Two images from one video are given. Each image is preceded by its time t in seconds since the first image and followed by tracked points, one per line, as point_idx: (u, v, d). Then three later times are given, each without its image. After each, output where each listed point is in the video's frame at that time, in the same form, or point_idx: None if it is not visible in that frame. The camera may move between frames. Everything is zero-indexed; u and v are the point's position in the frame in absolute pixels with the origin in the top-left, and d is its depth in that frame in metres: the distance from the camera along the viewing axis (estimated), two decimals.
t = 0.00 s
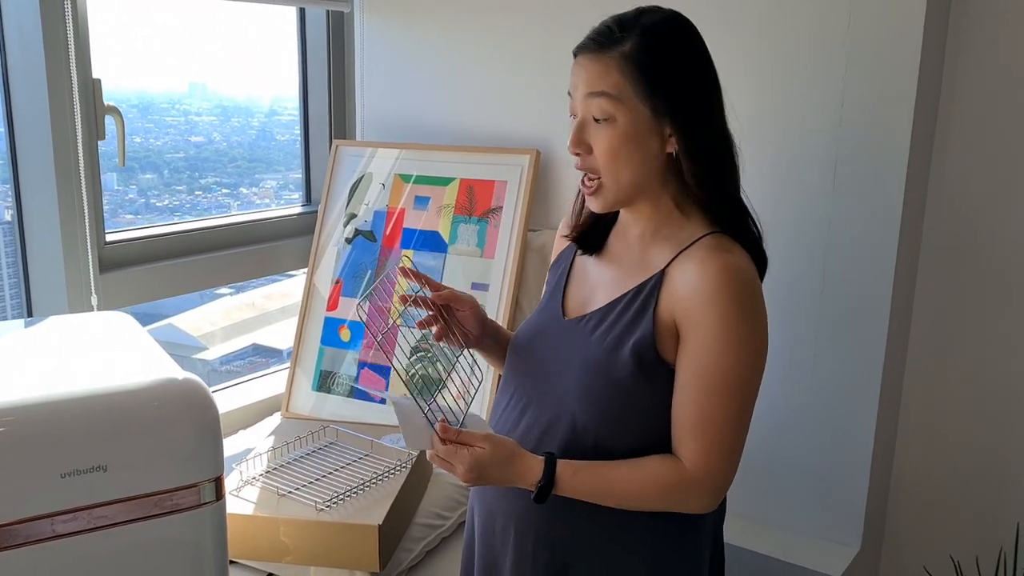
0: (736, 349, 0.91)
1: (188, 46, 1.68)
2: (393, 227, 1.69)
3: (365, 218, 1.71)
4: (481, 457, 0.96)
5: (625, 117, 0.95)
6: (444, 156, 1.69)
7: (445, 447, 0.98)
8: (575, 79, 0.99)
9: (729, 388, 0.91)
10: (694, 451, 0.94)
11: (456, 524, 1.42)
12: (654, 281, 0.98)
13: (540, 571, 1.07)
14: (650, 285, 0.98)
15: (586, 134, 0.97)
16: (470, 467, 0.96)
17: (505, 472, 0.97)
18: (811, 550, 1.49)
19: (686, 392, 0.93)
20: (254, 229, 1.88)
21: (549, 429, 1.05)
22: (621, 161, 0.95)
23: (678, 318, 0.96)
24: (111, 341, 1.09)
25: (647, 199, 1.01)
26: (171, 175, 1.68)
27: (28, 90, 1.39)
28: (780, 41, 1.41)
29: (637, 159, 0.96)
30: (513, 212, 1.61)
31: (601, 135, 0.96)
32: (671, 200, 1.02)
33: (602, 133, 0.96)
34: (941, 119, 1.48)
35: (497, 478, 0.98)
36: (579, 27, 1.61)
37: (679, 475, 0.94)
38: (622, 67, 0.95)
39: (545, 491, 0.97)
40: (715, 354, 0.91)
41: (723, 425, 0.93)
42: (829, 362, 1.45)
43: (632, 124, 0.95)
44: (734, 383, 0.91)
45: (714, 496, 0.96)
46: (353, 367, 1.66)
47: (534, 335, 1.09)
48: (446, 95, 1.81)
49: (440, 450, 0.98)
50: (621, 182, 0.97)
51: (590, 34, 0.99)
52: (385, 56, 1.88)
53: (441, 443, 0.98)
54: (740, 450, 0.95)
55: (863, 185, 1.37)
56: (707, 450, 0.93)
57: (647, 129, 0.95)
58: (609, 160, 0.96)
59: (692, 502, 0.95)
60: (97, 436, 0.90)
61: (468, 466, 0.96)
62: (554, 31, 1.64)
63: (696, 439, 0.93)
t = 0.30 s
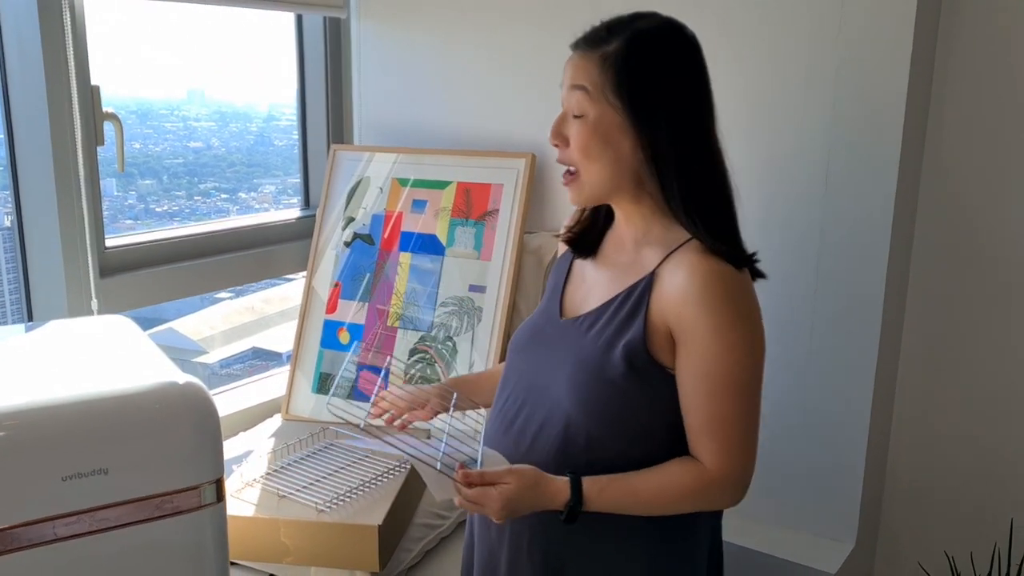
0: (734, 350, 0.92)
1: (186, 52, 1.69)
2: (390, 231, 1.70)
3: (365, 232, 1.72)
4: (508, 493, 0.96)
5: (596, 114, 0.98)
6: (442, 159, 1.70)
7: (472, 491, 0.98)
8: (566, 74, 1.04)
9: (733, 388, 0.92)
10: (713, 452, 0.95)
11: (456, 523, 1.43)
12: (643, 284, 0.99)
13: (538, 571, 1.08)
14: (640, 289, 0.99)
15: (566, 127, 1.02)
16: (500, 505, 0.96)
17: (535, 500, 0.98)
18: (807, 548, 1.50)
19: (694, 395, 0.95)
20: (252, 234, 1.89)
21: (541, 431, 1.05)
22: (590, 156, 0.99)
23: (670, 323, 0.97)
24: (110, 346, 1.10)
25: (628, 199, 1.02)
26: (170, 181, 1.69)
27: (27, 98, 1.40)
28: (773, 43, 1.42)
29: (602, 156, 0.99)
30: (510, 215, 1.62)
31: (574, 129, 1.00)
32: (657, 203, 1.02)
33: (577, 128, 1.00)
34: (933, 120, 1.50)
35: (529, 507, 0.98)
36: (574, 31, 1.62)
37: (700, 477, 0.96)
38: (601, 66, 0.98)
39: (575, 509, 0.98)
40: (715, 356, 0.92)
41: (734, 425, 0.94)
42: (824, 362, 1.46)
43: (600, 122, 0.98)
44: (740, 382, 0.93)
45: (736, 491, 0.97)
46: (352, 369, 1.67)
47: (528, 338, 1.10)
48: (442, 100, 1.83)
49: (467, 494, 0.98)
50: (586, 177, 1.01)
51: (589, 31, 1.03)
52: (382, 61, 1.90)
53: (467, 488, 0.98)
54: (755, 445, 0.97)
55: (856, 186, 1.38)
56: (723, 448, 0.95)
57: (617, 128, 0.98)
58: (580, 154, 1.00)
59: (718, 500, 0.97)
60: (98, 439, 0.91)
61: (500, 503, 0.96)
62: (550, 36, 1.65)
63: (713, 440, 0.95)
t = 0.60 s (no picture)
0: (741, 349, 0.92)
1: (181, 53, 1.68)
2: (388, 233, 1.70)
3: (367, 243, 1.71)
4: (524, 516, 0.94)
5: (639, 111, 0.96)
6: (439, 161, 1.69)
7: (487, 519, 0.95)
8: (595, 64, 1.00)
9: (743, 388, 0.92)
10: (723, 453, 0.95)
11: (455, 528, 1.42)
12: (642, 286, 0.99)
13: None
14: (638, 291, 0.99)
15: (597, 119, 0.98)
16: (517, 529, 0.94)
17: (550, 517, 0.96)
18: (807, 550, 1.49)
19: (703, 397, 0.94)
20: (249, 236, 1.88)
21: (540, 435, 1.04)
22: (627, 152, 0.97)
23: (673, 325, 0.96)
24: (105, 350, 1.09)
25: (641, 198, 1.01)
26: (166, 183, 1.68)
27: (22, 100, 1.39)
28: (771, 43, 1.42)
29: (639, 153, 0.97)
30: (508, 216, 1.61)
31: (610, 122, 0.97)
32: (662, 203, 1.02)
33: (616, 122, 0.97)
34: (933, 120, 1.49)
35: (546, 525, 0.96)
36: (572, 32, 1.62)
37: (712, 479, 0.95)
38: (647, 62, 0.96)
39: (591, 522, 0.97)
40: (723, 356, 0.92)
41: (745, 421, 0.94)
42: (824, 363, 1.46)
43: (643, 118, 0.96)
44: (747, 381, 0.93)
45: (746, 491, 0.97)
46: (350, 372, 1.67)
47: (525, 342, 1.09)
48: (440, 101, 1.82)
49: (482, 522, 0.96)
50: (616, 172, 0.98)
51: (619, 25, 1.00)
52: (379, 63, 1.89)
53: (481, 516, 0.96)
54: (763, 445, 0.96)
55: (855, 186, 1.38)
56: (734, 449, 0.95)
57: (658, 126, 0.97)
58: (616, 148, 0.97)
59: (731, 500, 0.97)
60: (94, 445, 0.90)
61: (517, 527, 0.94)
62: (548, 37, 1.65)
63: (724, 440, 0.95)
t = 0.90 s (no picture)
0: (747, 354, 0.93)
1: (180, 55, 1.68)
2: (387, 237, 1.69)
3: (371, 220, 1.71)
4: (535, 523, 0.92)
5: (666, 118, 0.96)
6: (438, 166, 1.69)
7: (498, 528, 0.92)
8: (619, 66, 0.98)
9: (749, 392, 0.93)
10: (728, 459, 0.95)
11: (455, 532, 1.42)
12: (646, 293, 0.99)
13: None
14: (642, 297, 0.99)
15: (622, 122, 0.96)
16: (528, 537, 0.92)
17: (557, 524, 0.95)
18: (807, 554, 1.49)
19: (710, 403, 0.94)
20: (248, 239, 1.88)
21: (544, 441, 1.04)
22: (652, 158, 0.96)
23: (678, 331, 0.96)
24: (104, 356, 1.09)
25: (652, 203, 1.01)
26: (165, 185, 1.68)
27: (20, 104, 1.39)
28: (771, 45, 1.42)
29: (662, 159, 0.96)
30: (507, 221, 1.62)
31: (637, 127, 0.96)
32: (668, 207, 1.03)
33: (643, 127, 0.96)
34: (932, 123, 1.49)
35: (552, 532, 0.95)
36: (571, 34, 1.62)
37: (717, 484, 0.95)
38: (676, 69, 0.96)
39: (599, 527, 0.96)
40: (729, 361, 0.92)
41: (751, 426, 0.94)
42: (824, 366, 1.46)
43: (670, 126, 0.96)
44: (753, 386, 0.93)
45: (749, 496, 0.97)
46: (350, 377, 1.67)
47: (525, 348, 1.08)
48: (440, 103, 1.82)
49: (492, 532, 0.92)
50: (639, 178, 0.97)
51: (642, 28, 0.99)
52: (378, 65, 1.89)
53: (492, 526, 0.92)
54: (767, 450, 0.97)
55: (855, 190, 1.38)
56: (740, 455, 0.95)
57: (681, 134, 0.97)
58: (643, 153, 0.95)
59: (736, 506, 0.97)
60: (93, 452, 0.90)
61: (529, 534, 0.92)
62: (547, 38, 1.65)
63: (729, 446, 0.95)
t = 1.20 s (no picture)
0: (755, 353, 0.92)
1: (180, 57, 1.68)
2: (388, 237, 1.70)
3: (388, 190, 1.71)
4: (540, 520, 0.93)
5: (676, 123, 0.96)
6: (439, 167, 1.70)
7: (504, 528, 0.92)
8: (625, 75, 0.99)
9: (756, 392, 0.93)
10: (734, 458, 0.95)
11: (456, 533, 1.42)
12: (656, 291, 0.99)
13: None
14: (652, 295, 0.99)
15: (631, 131, 0.97)
16: (534, 534, 0.93)
17: (561, 521, 0.95)
18: (809, 555, 1.49)
19: (716, 401, 0.94)
20: (248, 241, 1.88)
21: (551, 439, 1.04)
22: (664, 164, 0.96)
23: (688, 329, 0.96)
24: (106, 358, 1.09)
25: (664, 205, 1.02)
26: (165, 187, 1.68)
27: (22, 105, 1.39)
28: (772, 46, 1.42)
29: (675, 164, 0.97)
30: (509, 222, 1.62)
31: (648, 135, 0.96)
32: (679, 206, 1.03)
33: (653, 134, 0.96)
34: (934, 123, 1.50)
35: (557, 529, 0.95)
36: (573, 35, 1.62)
37: (722, 483, 0.95)
38: (682, 76, 0.96)
39: (602, 526, 0.97)
40: (737, 359, 0.92)
41: (758, 425, 0.95)
42: (826, 367, 1.46)
43: (679, 131, 0.96)
44: (760, 385, 0.93)
45: (754, 496, 0.97)
46: (351, 377, 1.67)
47: (533, 345, 1.08)
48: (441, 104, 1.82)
49: (498, 532, 0.93)
50: (653, 184, 0.97)
51: (643, 35, 0.99)
52: (379, 66, 1.89)
53: (498, 526, 0.92)
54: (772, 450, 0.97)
55: (856, 190, 1.38)
56: (746, 454, 0.95)
57: (691, 138, 0.97)
58: (656, 161, 0.96)
59: (740, 505, 0.97)
60: (95, 453, 0.90)
61: (534, 529, 0.92)
62: (549, 39, 1.65)
63: (735, 445, 0.95)
